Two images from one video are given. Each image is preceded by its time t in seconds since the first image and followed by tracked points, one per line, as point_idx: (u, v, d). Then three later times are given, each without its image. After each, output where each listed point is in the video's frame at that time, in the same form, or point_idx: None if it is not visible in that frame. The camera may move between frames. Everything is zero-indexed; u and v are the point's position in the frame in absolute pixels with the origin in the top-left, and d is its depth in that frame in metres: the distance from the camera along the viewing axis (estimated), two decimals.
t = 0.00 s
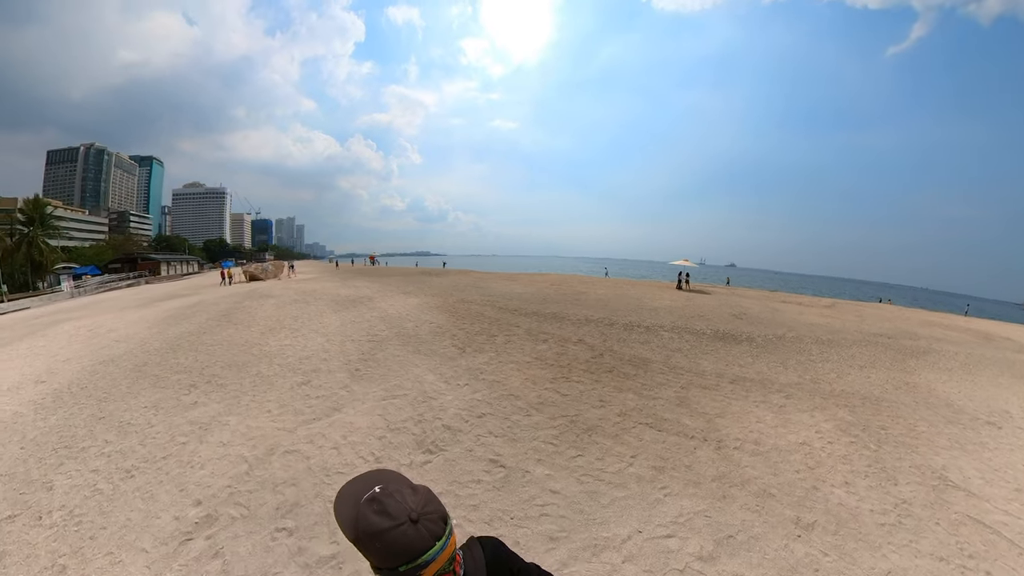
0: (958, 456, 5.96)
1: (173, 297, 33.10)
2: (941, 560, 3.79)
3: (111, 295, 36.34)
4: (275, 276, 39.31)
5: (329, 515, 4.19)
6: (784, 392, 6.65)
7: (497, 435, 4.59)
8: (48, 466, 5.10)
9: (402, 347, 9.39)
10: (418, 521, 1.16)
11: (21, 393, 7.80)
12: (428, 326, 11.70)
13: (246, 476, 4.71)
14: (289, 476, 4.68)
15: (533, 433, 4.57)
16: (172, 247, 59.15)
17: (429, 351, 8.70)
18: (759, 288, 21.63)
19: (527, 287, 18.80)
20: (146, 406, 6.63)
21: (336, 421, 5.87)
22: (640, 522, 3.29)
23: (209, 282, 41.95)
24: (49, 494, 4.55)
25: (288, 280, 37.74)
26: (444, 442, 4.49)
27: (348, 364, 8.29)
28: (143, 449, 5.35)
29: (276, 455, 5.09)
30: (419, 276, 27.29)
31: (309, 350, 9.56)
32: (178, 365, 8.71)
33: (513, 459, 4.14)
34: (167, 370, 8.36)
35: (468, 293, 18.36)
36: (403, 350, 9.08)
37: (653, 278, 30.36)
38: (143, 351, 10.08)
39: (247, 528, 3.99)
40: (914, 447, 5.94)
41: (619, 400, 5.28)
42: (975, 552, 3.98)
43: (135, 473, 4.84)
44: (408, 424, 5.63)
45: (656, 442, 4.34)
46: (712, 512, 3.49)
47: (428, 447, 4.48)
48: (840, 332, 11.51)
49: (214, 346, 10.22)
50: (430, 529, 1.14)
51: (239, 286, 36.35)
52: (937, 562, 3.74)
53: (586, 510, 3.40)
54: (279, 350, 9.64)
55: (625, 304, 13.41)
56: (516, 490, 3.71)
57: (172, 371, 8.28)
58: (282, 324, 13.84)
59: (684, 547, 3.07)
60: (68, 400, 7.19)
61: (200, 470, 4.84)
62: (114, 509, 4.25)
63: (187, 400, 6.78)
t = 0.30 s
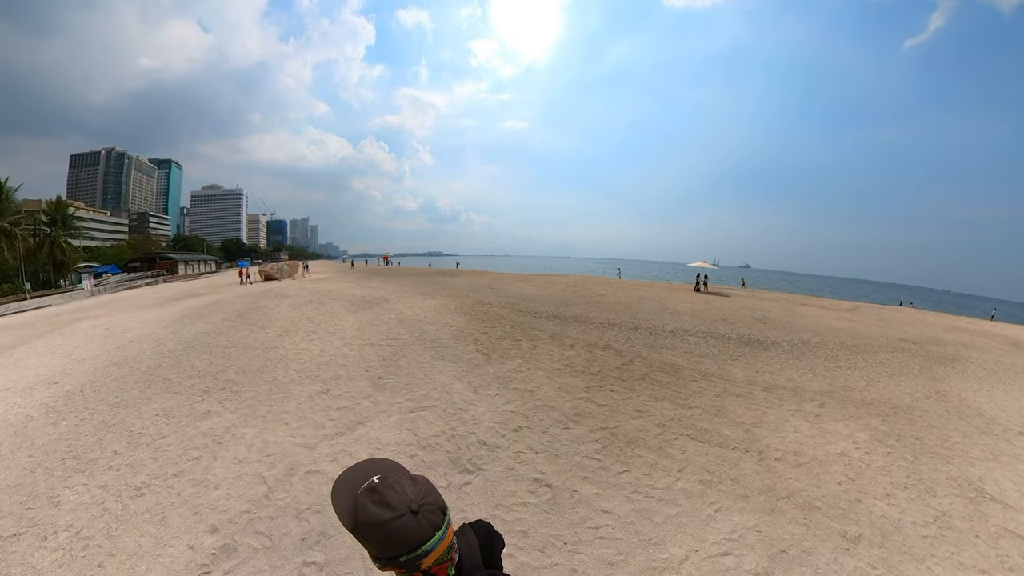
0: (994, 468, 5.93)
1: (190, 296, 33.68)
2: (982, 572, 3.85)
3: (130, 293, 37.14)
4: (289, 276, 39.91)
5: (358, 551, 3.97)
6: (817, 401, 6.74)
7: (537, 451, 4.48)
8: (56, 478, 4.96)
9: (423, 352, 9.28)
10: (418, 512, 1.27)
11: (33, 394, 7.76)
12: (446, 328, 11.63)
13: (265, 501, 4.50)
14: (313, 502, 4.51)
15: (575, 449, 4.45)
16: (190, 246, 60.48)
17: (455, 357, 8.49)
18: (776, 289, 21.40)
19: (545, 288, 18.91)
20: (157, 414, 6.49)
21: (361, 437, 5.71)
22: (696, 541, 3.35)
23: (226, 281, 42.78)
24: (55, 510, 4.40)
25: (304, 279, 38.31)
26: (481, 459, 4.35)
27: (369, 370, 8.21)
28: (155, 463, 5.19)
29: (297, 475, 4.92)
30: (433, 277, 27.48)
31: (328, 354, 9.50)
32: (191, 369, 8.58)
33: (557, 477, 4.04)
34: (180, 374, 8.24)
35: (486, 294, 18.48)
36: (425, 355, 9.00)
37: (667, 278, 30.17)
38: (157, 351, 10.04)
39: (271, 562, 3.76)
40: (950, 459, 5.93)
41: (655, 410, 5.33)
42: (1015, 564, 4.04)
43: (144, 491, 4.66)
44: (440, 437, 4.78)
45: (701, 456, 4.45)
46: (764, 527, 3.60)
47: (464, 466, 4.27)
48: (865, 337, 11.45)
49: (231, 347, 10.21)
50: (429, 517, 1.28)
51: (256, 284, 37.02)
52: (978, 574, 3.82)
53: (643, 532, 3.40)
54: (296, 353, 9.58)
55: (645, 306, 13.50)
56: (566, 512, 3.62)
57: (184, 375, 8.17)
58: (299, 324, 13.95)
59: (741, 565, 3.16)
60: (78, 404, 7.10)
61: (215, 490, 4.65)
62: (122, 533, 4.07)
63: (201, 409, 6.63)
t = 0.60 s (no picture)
0: None
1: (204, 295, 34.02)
2: None
3: (146, 292, 37.72)
4: (303, 276, 40.36)
5: None
6: (854, 405, 6.75)
7: (585, 463, 4.14)
8: (56, 490, 4.58)
9: (445, 352, 9.06)
10: (398, 506, 1.31)
11: (42, 394, 7.55)
12: (466, 329, 11.48)
13: (284, 531, 3.99)
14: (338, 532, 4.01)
15: (626, 459, 4.17)
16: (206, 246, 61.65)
17: (483, 360, 7.99)
18: (792, 291, 21.24)
19: (562, 288, 18.97)
20: (163, 419, 6.10)
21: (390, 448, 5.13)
22: (760, 553, 3.25)
23: (240, 280, 43.37)
24: (54, 527, 4.03)
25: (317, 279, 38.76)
26: (527, 476, 3.99)
27: (392, 372, 7.87)
28: (161, 476, 4.78)
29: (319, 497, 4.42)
30: (447, 277, 27.63)
31: (347, 354, 9.25)
32: (201, 370, 8.20)
33: (612, 493, 3.74)
34: (190, 376, 7.86)
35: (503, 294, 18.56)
36: (447, 355, 8.82)
37: (679, 280, 30.09)
38: (172, 352, 9.93)
39: None
40: (993, 464, 5.84)
41: (698, 416, 5.36)
42: None
43: (148, 510, 4.24)
44: (478, 451, 4.43)
45: (753, 464, 4.47)
46: (822, 536, 3.64)
47: (509, 484, 3.91)
48: (891, 341, 11.36)
49: (247, 347, 10.05)
50: (411, 507, 1.33)
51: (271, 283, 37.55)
52: None
53: (707, 544, 3.24)
54: (313, 354, 9.31)
55: (666, 307, 13.49)
56: (626, 530, 3.34)
57: (194, 375, 7.86)
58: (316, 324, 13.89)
59: None
60: (86, 405, 6.84)
61: (228, 513, 4.19)
62: (124, 560, 3.66)
63: (210, 416, 6.16)
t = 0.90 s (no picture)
0: None
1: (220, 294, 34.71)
2: None
3: (163, 291, 38.48)
4: (316, 276, 40.95)
5: None
6: (889, 413, 6.85)
7: (638, 481, 4.10)
8: (58, 512, 4.34)
9: (468, 357, 8.95)
10: (416, 482, 1.44)
11: (54, 398, 7.49)
12: (486, 332, 11.44)
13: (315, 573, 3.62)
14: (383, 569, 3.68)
15: (679, 475, 4.23)
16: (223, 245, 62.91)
17: (514, 368, 7.63)
18: (808, 294, 21.20)
19: (581, 289, 19.14)
20: (172, 432, 5.89)
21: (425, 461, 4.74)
22: (820, 566, 3.37)
23: (255, 279, 44.07)
24: (55, 558, 3.77)
25: (332, 278, 39.34)
26: (583, 498, 3.94)
27: (422, 380, 7.72)
28: (170, 502, 4.47)
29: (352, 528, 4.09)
30: (462, 278, 27.97)
31: (371, 359, 9.09)
32: (212, 378, 8.03)
33: (672, 511, 3.78)
34: (201, 384, 7.68)
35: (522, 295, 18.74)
36: (472, 359, 8.72)
37: (694, 280, 30.15)
38: (188, 355, 9.95)
39: None
40: None
41: (743, 426, 5.50)
42: None
43: (158, 543, 3.94)
44: (527, 473, 4.32)
45: (803, 476, 4.59)
46: (877, 547, 3.75)
47: (565, 507, 3.84)
48: (918, 346, 11.36)
49: (265, 351, 9.99)
50: (426, 489, 1.42)
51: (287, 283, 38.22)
52: None
53: (770, 559, 3.35)
54: (332, 360, 9.11)
55: (689, 310, 13.57)
56: (692, 550, 3.38)
57: (206, 382, 7.72)
58: (335, 326, 13.97)
59: None
60: (96, 412, 6.74)
61: (250, 550, 3.85)
62: None
63: (225, 429, 5.95)
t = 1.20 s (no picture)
0: None
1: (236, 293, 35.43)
2: None
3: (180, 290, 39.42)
4: (330, 276, 41.65)
5: None
6: (929, 424, 6.87)
7: (698, 504, 4.06)
8: (52, 538, 3.93)
9: (496, 362, 8.78)
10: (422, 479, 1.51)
11: (60, 401, 7.50)
12: (510, 335, 11.29)
13: None
14: None
15: (737, 494, 4.28)
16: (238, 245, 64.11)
17: (547, 378, 7.30)
18: (827, 297, 21.08)
19: (600, 291, 19.27)
20: (176, 447, 5.50)
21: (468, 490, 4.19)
22: None
23: (270, 279, 44.78)
24: None
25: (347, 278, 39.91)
26: (643, 525, 3.74)
27: (457, 385, 7.45)
28: (171, 537, 3.94)
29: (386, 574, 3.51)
30: (478, 278, 28.26)
31: (394, 365, 8.80)
32: (221, 385, 7.73)
33: (735, 536, 3.71)
34: (206, 390, 7.51)
35: (541, 296, 18.90)
36: (499, 365, 8.52)
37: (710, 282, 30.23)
38: (197, 357, 9.89)
39: None
40: None
41: (791, 439, 5.63)
42: None
43: None
44: (579, 500, 4.04)
45: (856, 492, 4.67)
46: (936, 565, 3.79)
47: (625, 537, 3.61)
48: (948, 353, 11.30)
49: (277, 354, 9.78)
50: (429, 486, 1.48)
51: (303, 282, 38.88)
52: None
53: None
54: (349, 367, 8.77)
55: (714, 314, 13.61)
56: None
57: (212, 389, 7.53)
58: (352, 327, 13.92)
59: None
60: (98, 417, 6.61)
61: None
62: None
63: (233, 447, 5.49)
